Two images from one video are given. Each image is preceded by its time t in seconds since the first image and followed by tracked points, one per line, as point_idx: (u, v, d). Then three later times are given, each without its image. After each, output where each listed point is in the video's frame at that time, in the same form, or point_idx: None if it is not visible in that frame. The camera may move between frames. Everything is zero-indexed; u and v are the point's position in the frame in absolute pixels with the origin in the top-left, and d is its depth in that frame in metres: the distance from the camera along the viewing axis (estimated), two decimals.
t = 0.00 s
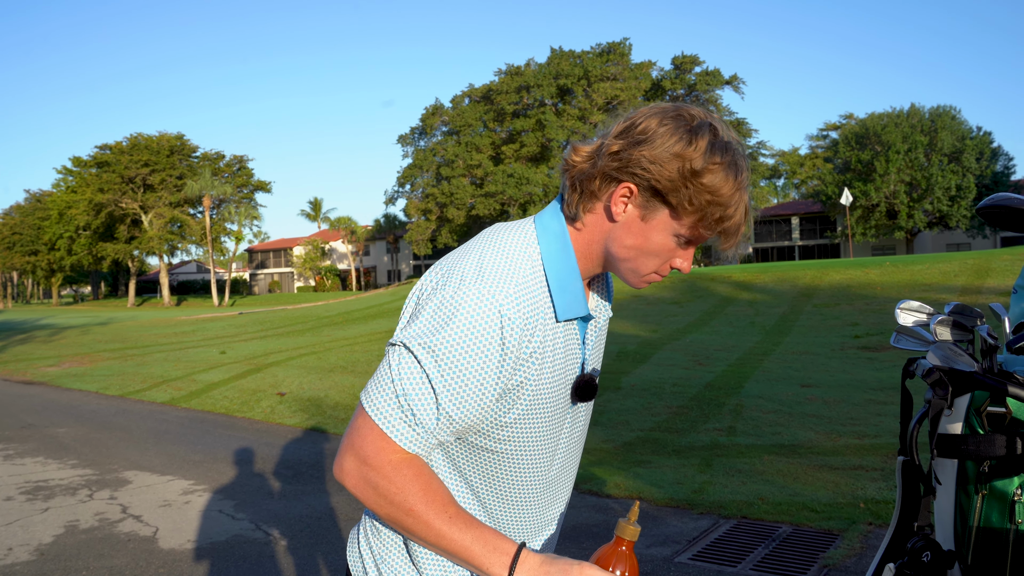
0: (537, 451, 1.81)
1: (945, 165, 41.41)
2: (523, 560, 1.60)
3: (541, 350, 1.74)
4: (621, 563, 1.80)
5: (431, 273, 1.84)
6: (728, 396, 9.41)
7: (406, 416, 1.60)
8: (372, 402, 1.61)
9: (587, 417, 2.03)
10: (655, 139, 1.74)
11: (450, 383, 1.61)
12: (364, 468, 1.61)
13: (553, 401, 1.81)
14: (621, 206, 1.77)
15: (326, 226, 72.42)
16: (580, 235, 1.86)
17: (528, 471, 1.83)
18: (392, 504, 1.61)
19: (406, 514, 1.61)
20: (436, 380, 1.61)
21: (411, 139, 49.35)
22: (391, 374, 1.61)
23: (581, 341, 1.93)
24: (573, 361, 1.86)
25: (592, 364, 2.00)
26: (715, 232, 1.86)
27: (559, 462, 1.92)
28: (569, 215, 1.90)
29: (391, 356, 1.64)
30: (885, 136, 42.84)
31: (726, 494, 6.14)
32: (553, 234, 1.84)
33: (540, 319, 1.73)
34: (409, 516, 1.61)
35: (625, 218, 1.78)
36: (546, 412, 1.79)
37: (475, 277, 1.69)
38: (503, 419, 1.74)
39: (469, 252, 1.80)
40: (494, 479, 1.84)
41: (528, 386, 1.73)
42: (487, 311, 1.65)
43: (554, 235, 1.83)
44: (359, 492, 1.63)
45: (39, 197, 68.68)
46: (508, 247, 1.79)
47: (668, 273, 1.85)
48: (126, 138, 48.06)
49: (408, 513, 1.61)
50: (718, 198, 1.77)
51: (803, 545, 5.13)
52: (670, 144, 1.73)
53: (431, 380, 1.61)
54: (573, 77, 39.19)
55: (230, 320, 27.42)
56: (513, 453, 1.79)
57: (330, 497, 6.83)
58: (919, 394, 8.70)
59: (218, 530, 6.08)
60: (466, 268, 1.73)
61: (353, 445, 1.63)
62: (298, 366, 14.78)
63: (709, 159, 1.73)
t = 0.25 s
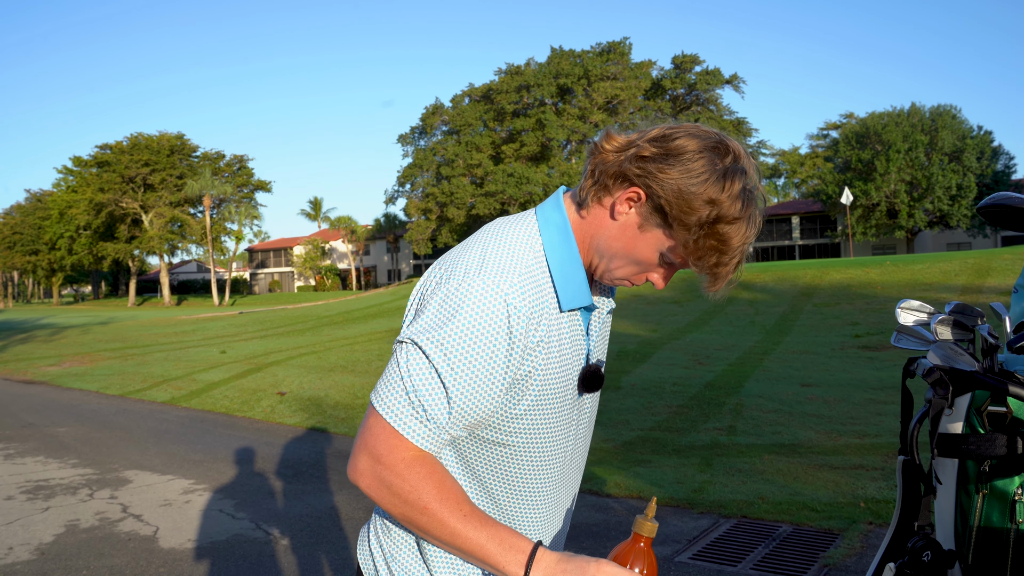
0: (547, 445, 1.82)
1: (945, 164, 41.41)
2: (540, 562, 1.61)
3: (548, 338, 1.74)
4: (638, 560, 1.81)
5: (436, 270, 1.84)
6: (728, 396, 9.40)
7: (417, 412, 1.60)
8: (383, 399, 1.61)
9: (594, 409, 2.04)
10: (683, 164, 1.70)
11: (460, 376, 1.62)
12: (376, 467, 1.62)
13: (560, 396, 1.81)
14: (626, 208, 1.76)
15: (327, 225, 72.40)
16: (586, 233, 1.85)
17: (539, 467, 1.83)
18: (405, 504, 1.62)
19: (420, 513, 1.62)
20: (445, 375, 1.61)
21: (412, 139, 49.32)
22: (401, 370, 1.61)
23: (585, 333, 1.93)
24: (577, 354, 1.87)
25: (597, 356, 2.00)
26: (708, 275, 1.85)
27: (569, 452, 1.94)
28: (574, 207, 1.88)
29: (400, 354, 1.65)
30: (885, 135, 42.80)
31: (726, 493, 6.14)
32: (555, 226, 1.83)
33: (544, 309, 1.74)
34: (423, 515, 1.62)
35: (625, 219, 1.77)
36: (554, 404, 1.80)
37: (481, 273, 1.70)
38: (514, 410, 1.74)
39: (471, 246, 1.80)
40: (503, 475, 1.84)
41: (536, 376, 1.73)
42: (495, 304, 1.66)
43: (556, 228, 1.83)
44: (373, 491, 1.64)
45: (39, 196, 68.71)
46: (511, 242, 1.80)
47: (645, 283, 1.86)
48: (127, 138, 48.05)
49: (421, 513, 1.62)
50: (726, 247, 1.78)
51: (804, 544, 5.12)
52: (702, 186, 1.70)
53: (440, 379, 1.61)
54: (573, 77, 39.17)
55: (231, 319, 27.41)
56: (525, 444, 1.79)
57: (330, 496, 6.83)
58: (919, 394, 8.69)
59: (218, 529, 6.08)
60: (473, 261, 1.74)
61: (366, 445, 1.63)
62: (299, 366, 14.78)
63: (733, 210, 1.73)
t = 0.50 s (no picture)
0: (552, 436, 1.82)
1: (945, 163, 41.41)
2: (547, 551, 1.61)
3: (552, 329, 1.74)
4: (648, 549, 1.82)
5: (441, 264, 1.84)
6: (728, 395, 9.41)
7: (425, 405, 1.60)
8: (391, 392, 1.62)
9: (598, 402, 2.04)
10: (684, 161, 1.69)
11: (465, 365, 1.62)
12: (384, 462, 1.62)
13: (564, 388, 1.82)
14: (629, 203, 1.76)
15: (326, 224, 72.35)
16: (588, 228, 1.85)
17: (545, 459, 1.83)
18: (413, 496, 1.62)
19: (428, 505, 1.63)
20: (450, 368, 1.61)
21: (411, 139, 49.28)
22: (408, 363, 1.61)
23: (588, 324, 1.93)
24: (581, 344, 1.86)
25: (601, 350, 2.00)
26: (709, 273, 1.84)
27: (575, 443, 1.95)
28: (577, 199, 1.88)
29: (405, 347, 1.65)
30: (885, 134, 42.76)
31: (726, 492, 6.14)
32: (557, 219, 1.83)
33: (549, 300, 1.75)
34: (431, 507, 1.62)
35: (626, 213, 1.77)
36: (559, 396, 1.80)
37: (486, 264, 1.70)
38: (519, 401, 1.74)
39: (475, 240, 1.82)
40: (509, 469, 1.84)
41: (541, 366, 1.73)
42: (500, 294, 1.66)
43: (559, 221, 1.83)
44: (381, 485, 1.64)
45: (39, 196, 68.66)
46: (514, 234, 1.80)
47: (643, 277, 1.86)
48: (126, 137, 48.00)
49: (429, 506, 1.62)
50: (725, 244, 1.76)
51: (803, 544, 5.12)
52: (704, 183, 1.69)
53: (446, 371, 1.61)
54: (573, 76, 39.16)
55: (231, 319, 27.38)
56: (532, 436, 1.79)
57: (330, 495, 6.82)
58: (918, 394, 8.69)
59: (218, 529, 6.08)
60: (477, 255, 1.74)
61: (375, 437, 1.64)
62: (298, 365, 14.78)
63: (734, 206, 1.73)
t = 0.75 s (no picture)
0: (558, 433, 1.82)
1: (945, 163, 41.43)
2: (549, 548, 1.61)
3: (558, 329, 1.74)
4: (649, 549, 1.82)
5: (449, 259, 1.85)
6: (728, 394, 9.41)
7: (431, 400, 1.61)
8: (397, 388, 1.62)
9: (602, 403, 2.03)
10: (693, 162, 1.69)
11: (472, 362, 1.62)
12: (391, 456, 1.63)
13: (570, 385, 1.82)
14: (636, 205, 1.76)
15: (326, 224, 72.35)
16: (595, 228, 1.84)
17: (549, 459, 1.83)
18: (417, 491, 1.63)
19: (432, 502, 1.63)
20: (458, 364, 1.62)
21: (412, 138, 49.26)
22: (414, 360, 1.62)
23: (594, 324, 1.92)
24: (587, 342, 1.86)
25: (606, 350, 2.00)
26: (718, 273, 1.84)
27: (580, 442, 1.94)
28: (585, 200, 1.88)
29: (413, 344, 1.65)
30: (885, 134, 42.72)
31: (726, 492, 6.14)
32: (565, 220, 1.83)
33: (556, 299, 1.75)
34: (434, 504, 1.63)
35: (635, 215, 1.76)
36: (565, 395, 1.80)
37: (492, 260, 1.71)
38: (524, 399, 1.74)
39: (484, 237, 1.82)
40: (514, 468, 1.83)
41: (546, 364, 1.73)
42: (505, 289, 1.67)
43: (568, 221, 1.83)
44: (386, 479, 1.64)
45: (39, 195, 68.71)
46: (521, 232, 1.81)
47: (652, 279, 1.86)
48: (126, 136, 47.98)
49: (433, 499, 1.63)
50: (734, 244, 1.76)
51: (803, 543, 5.12)
52: (712, 185, 1.69)
53: (451, 367, 1.62)
54: (573, 75, 39.20)
55: (231, 318, 27.37)
56: (535, 435, 1.79)
57: (330, 494, 6.82)
58: (918, 394, 8.70)
59: (218, 528, 6.08)
60: (482, 252, 1.75)
61: (381, 432, 1.64)
62: (299, 364, 14.77)
63: (742, 208, 1.73)
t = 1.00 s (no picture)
0: (563, 437, 1.82)
1: (944, 162, 41.48)
2: (552, 550, 1.61)
3: (564, 333, 1.75)
4: (650, 554, 1.82)
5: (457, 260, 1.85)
6: (727, 393, 9.41)
7: (437, 401, 1.61)
8: (405, 389, 1.62)
9: (606, 406, 2.03)
10: (703, 168, 1.70)
11: (480, 365, 1.62)
12: (397, 457, 1.63)
13: (575, 387, 1.82)
14: (645, 211, 1.76)
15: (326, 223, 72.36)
16: (603, 231, 1.84)
17: (553, 461, 1.83)
18: (424, 492, 1.63)
19: (438, 503, 1.63)
20: (465, 366, 1.62)
21: (411, 137, 49.21)
22: (422, 361, 1.62)
23: (599, 328, 1.93)
24: (592, 345, 1.87)
25: (611, 353, 2.00)
26: (728, 278, 1.85)
27: (584, 446, 1.95)
28: (594, 205, 1.87)
29: (420, 344, 1.66)
30: (885, 133, 42.69)
31: (725, 491, 6.15)
32: (574, 222, 1.83)
33: (563, 304, 1.75)
34: (440, 504, 1.63)
35: (644, 221, 1.76)
36: (570, 398, 1.80)
37: (500, 263, 1.71)
38: (531, 402, 1.74)
39: (492, 239, 1.83)
40: (518, 471, 1.83)
41: (553, 367, 1.73)
42: (513, 292, 1.67)
43: (576, 224, 1.83)
44: (392, 478, 1.65)
45: (38, 194, 68.60)
46: (528, 235, 1.81)
47: (660, 283, 1.86)
48: (126, 135, 47.93)
49: (439, 501, 1.63)
50: (743, 250, 1.77)
51: (802, 542, 5.12)
52: (722, 191, 1.69)
53: (460, 370, 1.62)
54: (572, 74, 39.22)
55: (230, 317, 27.35)
56: (541, 437, 1.79)
57: (329, 493, 6.83)
58: (917, 392, 8.71)
59: (217, 528, 6.07)
60: (489, 254, 1.75)
61: (387, 433, 1.65)
62: (298, 364, 14.77)
63: (751, 214, 1.73)
